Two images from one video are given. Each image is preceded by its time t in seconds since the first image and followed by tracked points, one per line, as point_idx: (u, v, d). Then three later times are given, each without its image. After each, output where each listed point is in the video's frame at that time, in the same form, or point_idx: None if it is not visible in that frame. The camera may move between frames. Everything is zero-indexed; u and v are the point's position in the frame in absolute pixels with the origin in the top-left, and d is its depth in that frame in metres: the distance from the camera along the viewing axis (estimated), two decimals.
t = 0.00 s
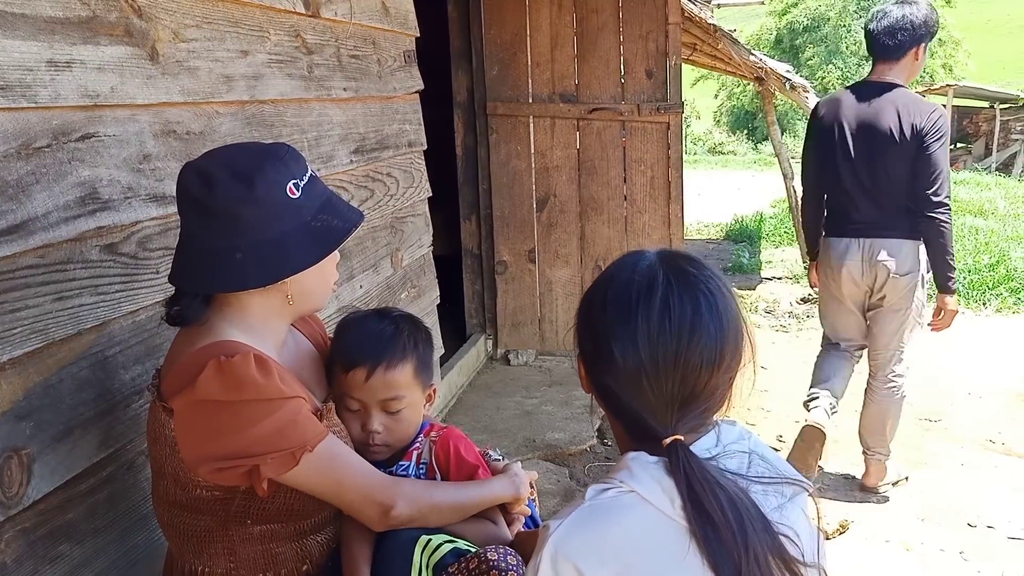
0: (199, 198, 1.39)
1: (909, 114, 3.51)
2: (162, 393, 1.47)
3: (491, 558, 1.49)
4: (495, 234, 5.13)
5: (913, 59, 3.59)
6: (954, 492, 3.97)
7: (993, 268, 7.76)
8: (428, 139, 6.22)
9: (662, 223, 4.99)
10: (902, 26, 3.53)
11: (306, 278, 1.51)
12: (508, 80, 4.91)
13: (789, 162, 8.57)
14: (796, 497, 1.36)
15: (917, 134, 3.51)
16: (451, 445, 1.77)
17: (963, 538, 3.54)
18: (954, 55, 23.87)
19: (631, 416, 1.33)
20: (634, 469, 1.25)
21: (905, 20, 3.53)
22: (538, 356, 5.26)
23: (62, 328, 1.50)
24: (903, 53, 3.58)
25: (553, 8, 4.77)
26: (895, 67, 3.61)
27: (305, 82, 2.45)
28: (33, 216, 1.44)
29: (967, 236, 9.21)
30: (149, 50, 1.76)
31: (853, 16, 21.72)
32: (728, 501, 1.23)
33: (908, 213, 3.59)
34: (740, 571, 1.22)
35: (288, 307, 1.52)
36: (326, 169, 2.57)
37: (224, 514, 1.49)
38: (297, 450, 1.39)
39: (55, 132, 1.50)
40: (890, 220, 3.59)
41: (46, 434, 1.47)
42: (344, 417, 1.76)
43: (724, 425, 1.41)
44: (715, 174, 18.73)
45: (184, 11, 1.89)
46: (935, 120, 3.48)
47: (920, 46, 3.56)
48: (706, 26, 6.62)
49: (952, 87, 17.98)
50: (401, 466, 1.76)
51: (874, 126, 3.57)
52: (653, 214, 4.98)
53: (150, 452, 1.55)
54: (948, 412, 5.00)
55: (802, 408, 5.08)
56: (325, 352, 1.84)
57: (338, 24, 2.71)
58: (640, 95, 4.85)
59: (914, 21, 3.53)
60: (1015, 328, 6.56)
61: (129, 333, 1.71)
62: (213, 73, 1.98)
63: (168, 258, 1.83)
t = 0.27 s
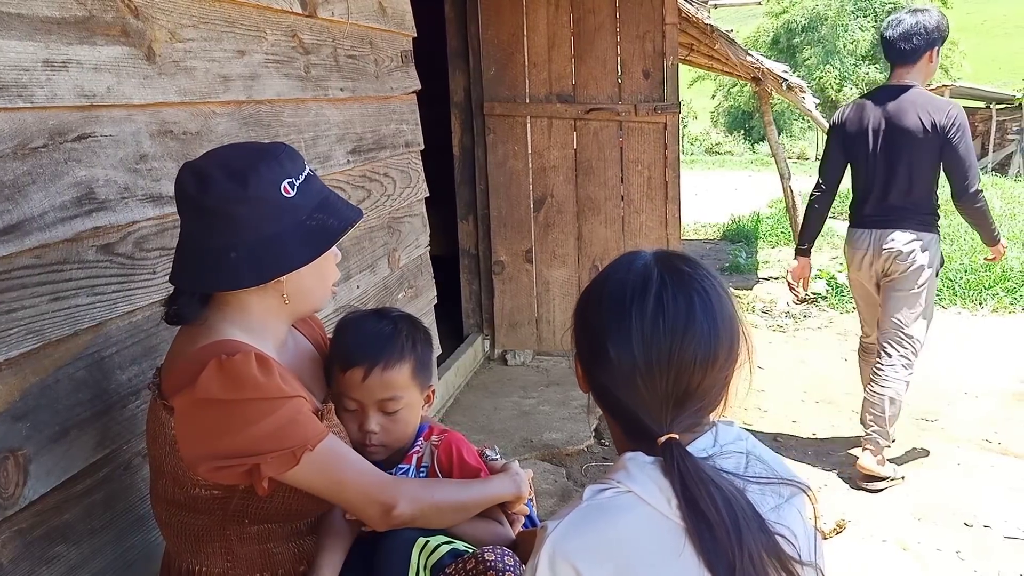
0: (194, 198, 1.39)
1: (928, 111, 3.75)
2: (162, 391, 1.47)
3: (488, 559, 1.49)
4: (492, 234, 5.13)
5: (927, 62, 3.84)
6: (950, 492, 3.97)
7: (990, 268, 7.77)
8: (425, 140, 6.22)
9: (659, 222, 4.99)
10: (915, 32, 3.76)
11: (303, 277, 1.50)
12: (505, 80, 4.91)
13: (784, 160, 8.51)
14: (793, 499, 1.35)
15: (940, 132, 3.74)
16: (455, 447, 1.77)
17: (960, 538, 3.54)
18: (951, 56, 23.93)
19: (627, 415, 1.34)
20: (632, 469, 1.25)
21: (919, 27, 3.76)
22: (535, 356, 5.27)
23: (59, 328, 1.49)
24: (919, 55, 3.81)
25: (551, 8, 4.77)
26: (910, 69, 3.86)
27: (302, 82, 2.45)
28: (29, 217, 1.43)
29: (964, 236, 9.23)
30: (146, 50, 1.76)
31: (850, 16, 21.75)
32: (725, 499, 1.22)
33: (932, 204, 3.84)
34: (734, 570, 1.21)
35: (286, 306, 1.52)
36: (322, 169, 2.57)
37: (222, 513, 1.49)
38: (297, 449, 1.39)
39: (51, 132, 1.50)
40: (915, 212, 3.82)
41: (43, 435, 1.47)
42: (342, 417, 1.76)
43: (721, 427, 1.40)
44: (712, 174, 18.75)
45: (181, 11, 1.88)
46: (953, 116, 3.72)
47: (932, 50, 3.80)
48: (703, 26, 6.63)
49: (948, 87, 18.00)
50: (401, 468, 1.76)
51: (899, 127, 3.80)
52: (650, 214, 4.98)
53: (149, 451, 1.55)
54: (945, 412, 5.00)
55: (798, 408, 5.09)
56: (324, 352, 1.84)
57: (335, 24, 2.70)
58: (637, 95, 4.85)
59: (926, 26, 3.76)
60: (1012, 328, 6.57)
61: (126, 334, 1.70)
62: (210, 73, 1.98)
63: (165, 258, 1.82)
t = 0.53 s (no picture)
0: (195, 199, 1.39)
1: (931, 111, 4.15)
2: (162, 393, 1.47)
3: (484, 559, 1.49)
4: (489, 234, 5.13)
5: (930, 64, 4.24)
6: (947, 491, 3.98)
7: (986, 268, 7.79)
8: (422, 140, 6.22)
9: (657, 223, 5.00)
10: (913, 38, 4.18)
11: (303, 277, 1.50)
12: (502, 80, 4.91)
13: (784, 163, 8.56)
14: (792, 500, 1.34)
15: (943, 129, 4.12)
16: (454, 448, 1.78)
17: (957, 538, 3.55)
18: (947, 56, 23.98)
19: (624, 415, 1.33)
20: (630, 470, 1.25)
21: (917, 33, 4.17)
22: (532, 357, 5.26)
23: (55, 329, 1.49)
24: (920, 59, 4.22)
25: (548, 9, 4.77)
26: (913, 72, 4.27)
27: (299, 82, 2.45)
28: (25, 217, 1.43)
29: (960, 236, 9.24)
30: (143, 50, 1.76)
31: (847, 16, 21.78)
32: (723, 500, 1.22)
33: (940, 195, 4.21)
34: (730, 570, 1.21)
35: (286, 306, 1.52)
36: (320, 169, 2.57)
37: (220, 515, 1.48)
38: (298, 452, 1.39)
39: (47, 132, 1.50)
40: (922, 202, 4.22)
41: (39, 436, 1.47)
42: (340, 417, 1.75)
43: (721, 427, 1.39)
44: (709, 174, 18.76)
45: (177, 11, 1.88)
46: (955, 114, 4.11)
47: (932, 55, 4.21)
48: (700, 26, 6.64)
49: (944, 87, 18.03)
50: (398, 468, 1.75)
51: (908, 125, 4.20)
52: (647, 214, 4.99)
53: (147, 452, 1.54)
54: (941, 412, 5.01)
55: (795, 408, 5.09)
56: (322, 350, 1.83)
57: (332, 24, 2.70)
58: (634, 95, 4.86)
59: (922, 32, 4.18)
60: (1008, 328, 6.58)
61: (122, 334, 1.70)
62: (206, 73, 1.98)
63: (162, 259, 1.82)
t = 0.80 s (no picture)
0: (191, 198, 1.39)
1: (938, 115, 4.26)
2: (158, 396, 1.46)
3: (482, 559, 1.49)
4: (486, 234, 5.12)
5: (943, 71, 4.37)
6: (943, 491, 3.98)
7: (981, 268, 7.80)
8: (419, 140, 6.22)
9: (653, 222, 5.01)
10: (929, 46, 4.33)
11: (300, 277, 1.51)
12: (499, 80, 4.91)
13: (778, 161, 8.42)
14: (790, 502, 1.34)
15: (947, 134, 4.23)
16: (469, 460, 1.79)
17: (953, 537, 3.55)
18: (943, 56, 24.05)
19: (622, 415, 1.34)
20: (627, 470, 1.25)
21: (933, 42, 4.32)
22: (529, 357, 5.26)
23: (51, 329, 1.49)
24: (935, 66, 4.35)
25: (544, 9, 4.77)
26: (928, 79, 4.39)
27: (296, 82, 2.45)
28: (21, 217, 1.43)
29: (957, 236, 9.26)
30: (139, 50, 1.75)
31: (843, 16, 21.83)
32: (719, 499, 1.22)
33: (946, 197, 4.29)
34: (726, 570, 1.21)
35: (283, 307, 1.52)
36: (317, 169, 2.57)
37: (217, 517, 1.48)
38: (297, 456, 1.39)
39: (43, 131, 1.49)
40: (928, 203, 4.34)
41: (35, 436, 1.46)
42: (355, 419, 1.73)
43: (719, 428, 1.38)
44: (706, 174, 18.76)
45: (174, 11, 1.88)
46: (962, 120, 4.20)
47: (946, 62, 4.33)
48: (697, 26, 6.64)
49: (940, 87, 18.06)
50: (407, 472, 1.75)
51: (918, 129, 4.33)
52: (644, 214, 5.00)
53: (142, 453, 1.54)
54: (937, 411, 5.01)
55: (791, 408, 5.10)
56: (315, 350, 1.82)
57: (328, 24, 2.70)
58: (631, 95, 4.86)
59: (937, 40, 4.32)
60: (1003, 327, 6.60)
61: (119, 334, 1.70)
62: (203, 73, 1.98)
63: (158, 259, 1.82)
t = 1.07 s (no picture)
0: (181, 198, 1.39)
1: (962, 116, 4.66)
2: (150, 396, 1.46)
3: (479, 559, 1.48)
4: (484, 234, 5.12)
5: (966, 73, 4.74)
6: (940, 491, 3.99)
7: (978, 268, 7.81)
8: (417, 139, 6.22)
9: (651, 222, 5.01)
10: (955, 48, 4.68)
11: (292, 277, 1.50)
12: (496, 80, 4.91)
13: (777, 163, 8.56)
14: (788, 504, 1.34)
15: (970, 131, 4.65)
16: (472, 466, 1.75)
17: (950, 537, 3.56)
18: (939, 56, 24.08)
19: (620, 416, 1.34)
20: (624, 471, 1.25)
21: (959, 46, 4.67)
22: (526, 357, 5.26)
23: (47, 330, 1.48)
24: (959, 68, 4.73)
25: (542, 9, 4.77)
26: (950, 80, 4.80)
27: (293, 82, 2.45)
28: (17, 217, 1.42)
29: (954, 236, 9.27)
30: (136, 50, 1.75)
31: (840, 17, 21.87)
32: (717, 502, 1.22)
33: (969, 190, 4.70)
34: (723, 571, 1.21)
35: (275, 307, 1.51)
36: (314, 169, 2.57)
37: (209, 518, 1.48)
38: (285, 457, 1.39)
39: (40, 132, 1.49)
40: (951, 196, 4.72)
41: (32, 437, 1.46)
42: (373, 427, 1.68)
43: (718, 429, 1.38)
44: (704, 174, 18.76)
45: (170, 11, 1.88)
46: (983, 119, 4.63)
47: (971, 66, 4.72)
48: (695, 26, 6.65)
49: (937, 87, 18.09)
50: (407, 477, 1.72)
51: (941, 126, 4.71)
52: (642, 214, 5.00)
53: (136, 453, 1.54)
54: (934, 411, 5.02)
55: (789, 408, 5.10)
56: (313, 351, 1.81)
57: (326, 23, 2.70)
58: (628, 95, 4.86)
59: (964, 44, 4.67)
60: (1000, 327, 6.60)
61: (115, 335, 1.70)
62: (200, 73, 1.97)
63: (155, 259, 1.82)
